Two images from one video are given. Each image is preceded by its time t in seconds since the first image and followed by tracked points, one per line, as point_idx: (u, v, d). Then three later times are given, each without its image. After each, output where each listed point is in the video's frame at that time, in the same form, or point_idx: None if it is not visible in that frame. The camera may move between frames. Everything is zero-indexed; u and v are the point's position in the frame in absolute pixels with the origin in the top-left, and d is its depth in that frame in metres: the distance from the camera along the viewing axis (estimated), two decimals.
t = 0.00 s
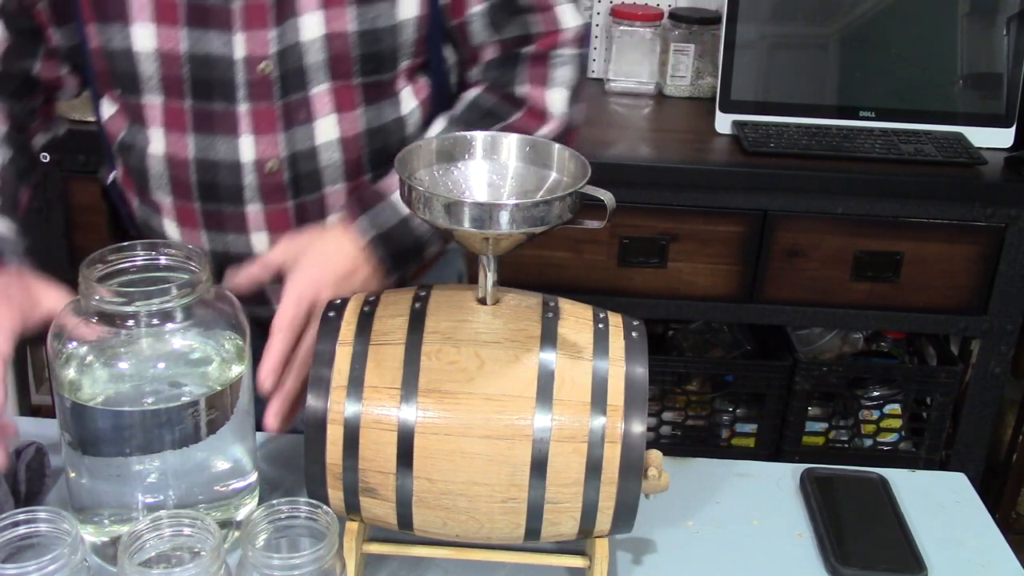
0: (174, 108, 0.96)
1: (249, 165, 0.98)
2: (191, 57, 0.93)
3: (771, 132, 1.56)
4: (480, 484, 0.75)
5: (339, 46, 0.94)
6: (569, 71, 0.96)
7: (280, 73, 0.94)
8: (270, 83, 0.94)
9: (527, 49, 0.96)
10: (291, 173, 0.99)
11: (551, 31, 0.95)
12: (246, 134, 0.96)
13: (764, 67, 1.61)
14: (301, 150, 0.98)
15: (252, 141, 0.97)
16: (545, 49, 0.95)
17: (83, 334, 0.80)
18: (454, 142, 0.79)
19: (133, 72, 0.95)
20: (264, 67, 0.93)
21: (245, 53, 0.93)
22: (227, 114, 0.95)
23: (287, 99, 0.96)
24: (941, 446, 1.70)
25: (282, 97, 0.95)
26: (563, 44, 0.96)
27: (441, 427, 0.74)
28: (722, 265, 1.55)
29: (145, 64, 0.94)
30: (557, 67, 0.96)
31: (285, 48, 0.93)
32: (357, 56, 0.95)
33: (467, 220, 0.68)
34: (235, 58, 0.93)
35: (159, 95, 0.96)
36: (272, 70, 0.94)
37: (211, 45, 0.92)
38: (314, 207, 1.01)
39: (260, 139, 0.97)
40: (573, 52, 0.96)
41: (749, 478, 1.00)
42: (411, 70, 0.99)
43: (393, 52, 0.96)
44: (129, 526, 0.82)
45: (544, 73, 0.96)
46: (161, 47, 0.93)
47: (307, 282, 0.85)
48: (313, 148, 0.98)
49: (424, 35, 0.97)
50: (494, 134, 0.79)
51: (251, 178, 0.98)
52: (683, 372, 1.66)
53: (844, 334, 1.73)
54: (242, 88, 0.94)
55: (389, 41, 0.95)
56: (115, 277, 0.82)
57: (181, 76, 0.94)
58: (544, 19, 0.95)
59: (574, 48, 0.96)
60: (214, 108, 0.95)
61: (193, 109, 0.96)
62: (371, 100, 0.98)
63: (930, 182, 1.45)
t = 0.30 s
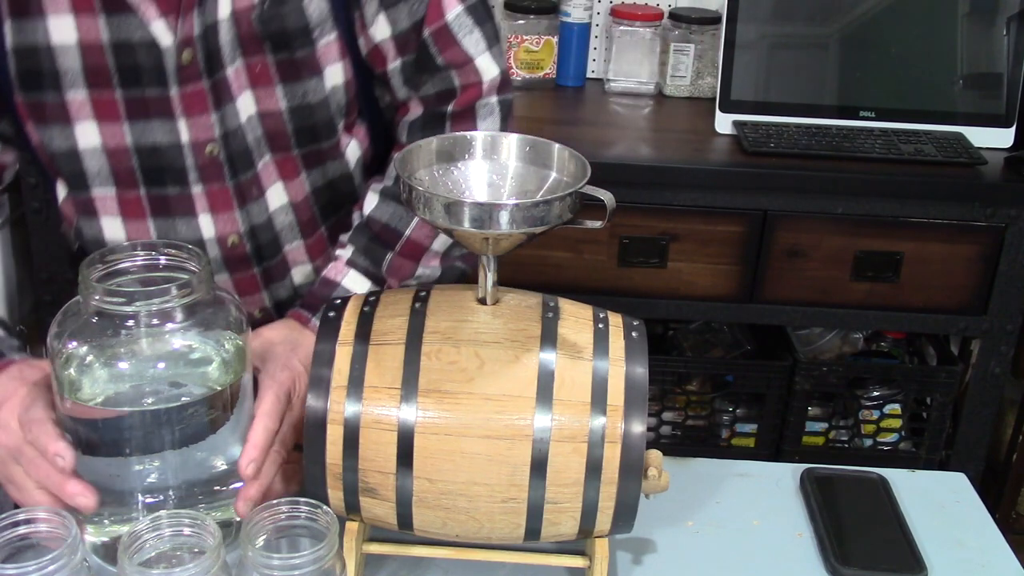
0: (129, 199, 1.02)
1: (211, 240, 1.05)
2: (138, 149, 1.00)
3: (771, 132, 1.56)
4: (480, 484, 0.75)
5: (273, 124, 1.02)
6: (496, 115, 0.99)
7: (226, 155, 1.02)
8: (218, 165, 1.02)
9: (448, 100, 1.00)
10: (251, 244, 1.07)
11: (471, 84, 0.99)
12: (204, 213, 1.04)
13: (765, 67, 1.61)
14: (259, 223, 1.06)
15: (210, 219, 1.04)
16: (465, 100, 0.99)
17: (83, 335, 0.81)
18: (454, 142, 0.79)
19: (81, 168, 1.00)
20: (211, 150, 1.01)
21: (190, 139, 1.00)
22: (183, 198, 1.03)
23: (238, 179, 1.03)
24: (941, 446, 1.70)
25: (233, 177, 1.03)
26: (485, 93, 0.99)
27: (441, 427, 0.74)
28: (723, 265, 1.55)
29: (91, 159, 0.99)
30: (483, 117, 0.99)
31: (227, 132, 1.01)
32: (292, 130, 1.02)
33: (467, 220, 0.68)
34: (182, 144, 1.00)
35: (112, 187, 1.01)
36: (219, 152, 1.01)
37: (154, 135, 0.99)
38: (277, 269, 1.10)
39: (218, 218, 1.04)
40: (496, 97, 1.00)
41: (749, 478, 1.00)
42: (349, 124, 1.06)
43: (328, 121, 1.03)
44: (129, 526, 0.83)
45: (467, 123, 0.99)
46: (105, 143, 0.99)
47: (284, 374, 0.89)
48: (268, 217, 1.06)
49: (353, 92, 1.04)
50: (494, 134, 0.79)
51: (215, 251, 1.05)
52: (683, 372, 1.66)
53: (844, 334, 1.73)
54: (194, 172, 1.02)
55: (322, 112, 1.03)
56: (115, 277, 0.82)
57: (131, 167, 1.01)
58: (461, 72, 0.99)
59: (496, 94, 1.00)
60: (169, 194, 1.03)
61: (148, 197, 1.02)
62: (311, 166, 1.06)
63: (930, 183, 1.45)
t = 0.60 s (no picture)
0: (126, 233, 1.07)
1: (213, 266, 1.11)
2: (132, 187, 1.05)
3: (771, 132, 1.56)
4: (480, 484, 0.75)
5: (263, 153, 1.09)
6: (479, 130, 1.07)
7: (222, 184, 1.07)
8: (215, 194, 1.07)
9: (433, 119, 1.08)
10: (251, 267, 1.12)
11: (455, 106, 1.07)
12: (203, 241, 1.09)
13: (765, 67, 1.61)
14: (257, 247, 1.11)
15: (210, 245, 1.09)
16: (449, 119, 1.07)
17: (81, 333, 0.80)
18: (454, 142, 0.79)
19: (77, 209, 1.06)
20: (207, 181, 1.06)
21: (186, 173, 1.06)
22: (182, 227, 1.08)
23: (235, 207, 1.09)
24: (940, 446, 1.70)
25: (230, 205, 1.08)
26: (469, 112, 1.07)
27: (441, 427, 0.74)
28: (723, 265, 1.55)
29: (89, 200, 1.05)
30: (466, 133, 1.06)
31: (223, 162, 1.06)
32: (281, 158, 1.10)
33: (467, 220, 0.68)
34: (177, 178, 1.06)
35: (108, 224, 1.07)
36: (214, 182, 1.06)
37: (149, 173, 1.05)
38: (277, 288, 1.15)
39: (218, 244, 1.10)
40: (478, 115, 1.07)
41: (749, 478, 1.00)
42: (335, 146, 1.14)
43: (316, 147, 1.10)
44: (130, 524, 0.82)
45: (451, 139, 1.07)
46: (99, 184, 1.05)
47: (273, 373, 0.89)
48: (265, 240, 1.12)
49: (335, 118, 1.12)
50: (494, 134, 0.79)
51: (218, 276, 1.11)
52: (683, 372, 1.66)
53: (844, 334, 1.73)
54: (191, 204, 1.07)
55: (311, 139, 1.09)
56: (111, 277, 0.82)
57: (126, 206, 1.06)
58: (446, 94, 1.06)
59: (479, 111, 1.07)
60: (167, 225, 1.08)
61: (149, 229, 1.08)
62: (301, 189, 1.13)
63: (930, 183, 1.45)
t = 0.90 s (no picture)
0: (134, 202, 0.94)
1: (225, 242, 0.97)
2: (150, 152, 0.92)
3: (771, 132, 1.56)
4: (480, 484, 0.75)
5: (284, 123, 0.95)
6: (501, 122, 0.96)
7: (241, 156, 0.95)
8: (234, 165, 0.95)
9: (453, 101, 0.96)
10: (266, 244, 0.99)
11: (478, 86, 0.95)
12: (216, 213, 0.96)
13: (764, 67, 1.61)
14: (273, 222, 0.98)
15: (225, 219, 0.97)
16: (472, 99, 0.95)
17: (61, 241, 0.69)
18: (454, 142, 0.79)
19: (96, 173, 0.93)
20: (225, 151, 0.94)
21: (206, 139, 0.93)
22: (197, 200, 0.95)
23: (252, 178, 0.96)
24: (940, 446, 1.70)
25: (247, 176, 0.96)
26: (490, 96, 0.96)
27: (441, 427, 0.74)
28: (723, 265, 1.55)
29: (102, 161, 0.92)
30: (485, 116, 0.96)
31: (243, 131, 0.94)
32: (302, 130, 0.96)
33: (467, 220, 0.68)
34: (195, 145, 0.93)
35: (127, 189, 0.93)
36: (234, 153, 0.94)
37: (168, 138, 0.92)
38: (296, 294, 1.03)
39: (233, 217, 0.97)
40: (499, 102, 0.97)
41: (749, 478, 1.00)
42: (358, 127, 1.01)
43: (338, 122, 0.98)
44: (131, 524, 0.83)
45: (471, 119, 0.96)
46: (118, 144, 0.92)
47: (252, 300, 0.80)
48: (282, 218, 0.98)
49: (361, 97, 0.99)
50: (494, 134, 0.79)
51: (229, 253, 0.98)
52: (684, 372, 1.66)
53: (844, 334, 1.73)
54: (208, 172, 0.95)
55: (333, 114, 0.97)
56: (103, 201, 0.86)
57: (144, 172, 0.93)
58: (468, 73, 0.95)
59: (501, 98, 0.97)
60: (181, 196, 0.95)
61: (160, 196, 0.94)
62: (321, 166, 0.99)
63: (931, 183, 1.45)
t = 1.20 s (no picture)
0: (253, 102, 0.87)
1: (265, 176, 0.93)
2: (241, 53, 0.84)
3: (771, 132, 1.56)
4: (480, 484, 0.75)
5: (343, 50, 0.91)
6: (567, 61, 0.90)
7: (291, 78, 0.92)
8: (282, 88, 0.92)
9: (521, 34, 0.90)
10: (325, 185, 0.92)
11: (548, 19, 0.90)
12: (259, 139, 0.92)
13: (764, 67, 1.61)
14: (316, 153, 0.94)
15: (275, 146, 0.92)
16: (540, 31, 0.90)
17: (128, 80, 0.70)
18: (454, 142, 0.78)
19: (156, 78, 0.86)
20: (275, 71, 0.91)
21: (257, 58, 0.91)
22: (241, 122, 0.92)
23: (300, 103, 0.93)
24: (940, 446, 1.70)
25: (296, 101, 0.92)
26: (561, 31, 0.90)
27: (441, 427, 0.74)
28: (723, 265, 1.55)
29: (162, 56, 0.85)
30: (553, 51, 0.90)
31: (295, 54, 0.91)
32: (361, 60, 0.92)
33: (467, 220, 0.68)
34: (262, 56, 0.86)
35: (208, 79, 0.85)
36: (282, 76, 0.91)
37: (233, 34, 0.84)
38: (336, 261, 0.97)
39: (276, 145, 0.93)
40: (569, 39, 0.90)
41: (750, 478, 1.00)
42: (416, 72, 0.96)
43: (397, 54, 0.93)
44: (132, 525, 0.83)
45: (538, 51, 0.90)
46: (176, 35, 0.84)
47: (296, 162, 0.73)
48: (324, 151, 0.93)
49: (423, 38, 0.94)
50: (494, 134, 0.79)
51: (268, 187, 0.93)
52: (684, 372, 1.66)
53: (844, 334, 1.73)
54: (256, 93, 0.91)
55: (393, 43, 0.92)
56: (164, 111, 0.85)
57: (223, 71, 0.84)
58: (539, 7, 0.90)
59: (573, 36, 0.91)
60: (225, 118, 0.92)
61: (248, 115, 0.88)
62: (376, 102, 0.95)
63: (931, 182, 1.45)
